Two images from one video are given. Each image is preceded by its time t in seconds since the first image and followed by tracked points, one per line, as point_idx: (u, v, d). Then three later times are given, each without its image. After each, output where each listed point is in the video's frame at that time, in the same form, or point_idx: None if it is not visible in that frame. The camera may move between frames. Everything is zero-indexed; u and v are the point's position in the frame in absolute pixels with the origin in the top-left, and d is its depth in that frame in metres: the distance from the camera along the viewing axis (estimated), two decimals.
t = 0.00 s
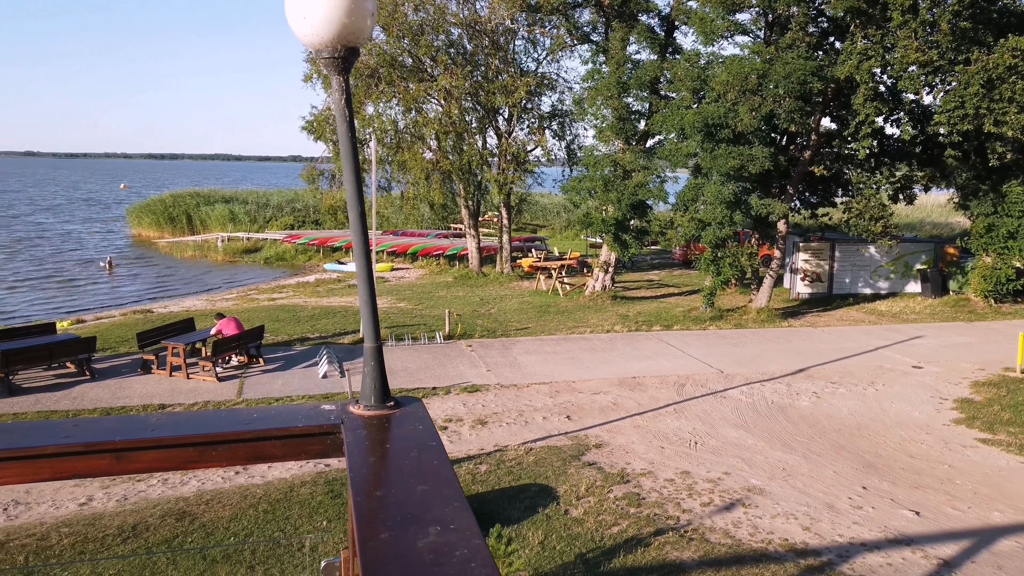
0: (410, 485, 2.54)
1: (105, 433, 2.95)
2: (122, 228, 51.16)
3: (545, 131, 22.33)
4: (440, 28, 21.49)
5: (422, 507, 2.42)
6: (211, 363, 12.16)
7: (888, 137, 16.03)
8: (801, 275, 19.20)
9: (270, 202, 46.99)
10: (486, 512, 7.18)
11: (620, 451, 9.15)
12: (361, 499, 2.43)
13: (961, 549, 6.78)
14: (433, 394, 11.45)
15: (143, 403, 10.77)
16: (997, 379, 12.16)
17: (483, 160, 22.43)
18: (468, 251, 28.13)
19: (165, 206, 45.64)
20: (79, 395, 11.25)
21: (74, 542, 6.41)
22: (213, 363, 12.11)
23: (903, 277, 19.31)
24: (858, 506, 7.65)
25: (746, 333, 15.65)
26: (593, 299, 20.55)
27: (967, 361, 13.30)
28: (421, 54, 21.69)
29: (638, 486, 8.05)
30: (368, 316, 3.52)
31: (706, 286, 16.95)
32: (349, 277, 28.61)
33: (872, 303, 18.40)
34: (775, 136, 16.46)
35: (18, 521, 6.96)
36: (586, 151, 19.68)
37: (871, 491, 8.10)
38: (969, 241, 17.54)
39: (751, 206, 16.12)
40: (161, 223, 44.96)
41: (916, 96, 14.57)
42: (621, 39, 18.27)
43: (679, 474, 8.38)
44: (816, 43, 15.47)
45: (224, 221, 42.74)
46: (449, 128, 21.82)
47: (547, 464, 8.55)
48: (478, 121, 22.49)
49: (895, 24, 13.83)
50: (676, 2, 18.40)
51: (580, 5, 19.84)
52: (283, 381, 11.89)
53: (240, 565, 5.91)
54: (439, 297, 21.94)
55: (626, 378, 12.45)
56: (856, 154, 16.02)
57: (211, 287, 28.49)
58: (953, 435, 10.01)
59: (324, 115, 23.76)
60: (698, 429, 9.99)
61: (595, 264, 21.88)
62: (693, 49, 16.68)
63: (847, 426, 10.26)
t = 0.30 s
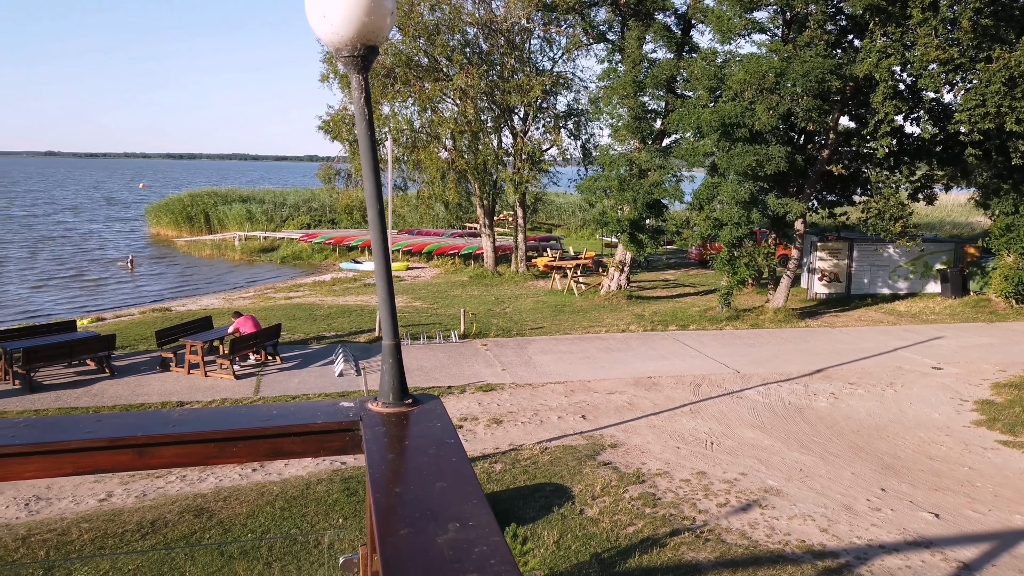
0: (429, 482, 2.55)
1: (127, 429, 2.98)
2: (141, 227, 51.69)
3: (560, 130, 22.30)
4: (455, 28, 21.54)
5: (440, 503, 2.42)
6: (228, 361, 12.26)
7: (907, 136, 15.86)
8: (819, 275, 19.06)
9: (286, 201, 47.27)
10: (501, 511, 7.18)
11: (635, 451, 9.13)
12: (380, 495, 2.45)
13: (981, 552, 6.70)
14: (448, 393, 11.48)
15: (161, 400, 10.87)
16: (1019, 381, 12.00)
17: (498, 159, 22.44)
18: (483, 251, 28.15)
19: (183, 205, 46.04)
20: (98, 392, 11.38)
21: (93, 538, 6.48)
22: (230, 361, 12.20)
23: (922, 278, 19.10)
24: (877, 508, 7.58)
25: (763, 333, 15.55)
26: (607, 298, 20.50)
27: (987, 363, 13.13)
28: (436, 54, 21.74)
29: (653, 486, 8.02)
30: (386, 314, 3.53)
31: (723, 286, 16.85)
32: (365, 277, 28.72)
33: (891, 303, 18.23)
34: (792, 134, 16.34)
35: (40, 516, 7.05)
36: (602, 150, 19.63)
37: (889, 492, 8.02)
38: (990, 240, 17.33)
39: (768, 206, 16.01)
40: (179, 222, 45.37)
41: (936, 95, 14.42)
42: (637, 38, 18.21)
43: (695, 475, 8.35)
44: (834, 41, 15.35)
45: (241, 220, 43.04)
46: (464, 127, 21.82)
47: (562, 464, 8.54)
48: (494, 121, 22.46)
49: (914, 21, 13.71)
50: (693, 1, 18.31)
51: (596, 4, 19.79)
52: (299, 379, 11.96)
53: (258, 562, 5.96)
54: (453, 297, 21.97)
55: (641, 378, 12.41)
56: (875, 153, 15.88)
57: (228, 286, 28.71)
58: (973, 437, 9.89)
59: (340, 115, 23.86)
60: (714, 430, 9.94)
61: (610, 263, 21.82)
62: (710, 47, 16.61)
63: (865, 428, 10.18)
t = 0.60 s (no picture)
0: (449, 479, 2.55)
1: (150, 424, 3.01)
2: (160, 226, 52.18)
3: (576, 128, 22.26)
4: (472, 26, 21.58)
5: (460, 501, 2.43)
6: (246, 358, 12.35)
7: (928, 133, 15.68)
8: (837, 274, 18.91)
9: (304, 199, 47.54)
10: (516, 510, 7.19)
11: (651, 450, 9.09)
12: (400, 492, 2.46)
13: (1003, 555, 6.62)
14: (463, 391, 11.50)
15: (180, 396, 10.98)
16: None
17: (514, 158, 22.44)
18: (499, 249, 28.14)
19: (202, 203, 46.45)
20: (119, 388, 11.51)
21: (113, 532, 6.55)
22: (248, 358, 12.29)
23: (944, 278, 18.85)
24: (896, 510, 7.51)
25: (781, 333, 15.44)
26: (624, 298, 20.42)
27: (1009, 364, 12.96)
28: (453, 53, 21.76)
29: (670, 486, 7.99)
30: (406, 312, 3.54)
31: (740, 285, 16.73)
32: (381, 275, 28.83)
33: (911, 303, 18.03)
34: (811, 133, 16.22)
35: (62, 511, 7.15)
36: (618, 149, 19.57)
37: (909, 494, 7.94)
38: (1012, 240, 17.09)
39: (786, 205, 15.87)
40: (198, 221, 45.76)
41: (958, 92, 14.24)
42: (655, 35, 18.12)
43: (712, 475, 8.30)
44: (854, 38, 15.20)
45: (258, 218, 43.32)
46: (480, 125, 21.79)
47: (578, 463, 8.53)
48: (510, 120, 22.40)
49: (936, 18, 13.54)
50: None
51: (613, 1, 19.71)
52: (316, 376, 12.02)
53: (275, 558, 6.00)
54: (469, 295, 21.99)
55: (658, 377, 12.36)
56: (895, 151, 15.72)
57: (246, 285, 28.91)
58: (995, 439, 9.77)
59: (357, 114, 23.93)
60: (731, 430, 9.89)
61: (627, 262, 21.75)
62: (728, 44, 16.51)
63: (884, 429, 10.08)
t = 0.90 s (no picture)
0: (468, 477, 2.56)
1: (172, 420, 3.04)
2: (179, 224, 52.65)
3: (593, 127, 22.20)
4: (488, 25, 21.61)
5: (479, 499, 2.43)
6: (263, 356, 12.44)
7: (949, 132, 15.49)
8: (856, 275, 18.75)
9: (321, 198, 47.78)
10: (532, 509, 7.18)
11: (668, 450, 9.06)
12: (419, 490, 2.46)
13: None
14: (479, 390, 11.51)
15: (199, 393, 11.08)
16: None
17: (530, 157, 22.43)
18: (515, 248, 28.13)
19: (220, 202, 46.84)
20: (138, 385, 11.63)
21: (133, 527, 6.62)
22: (265, 355, 12.38)
23: (964, 278, 18.65)
24: (915, 512, 7.43)
25: (799, 334, 15.32)
26: (640, 297, 20.34)
27: None
28: (470, 52, 21.78)
29: (686, 486, 7.96)
30: (425, 311, 3.55)
31: (757, 285, 16.61)
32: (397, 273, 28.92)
33: (931, 304, 17.84)
34: (830, 131, 16.08)
35: (82, 506, 7.23)
36: (635, 147, 19.51)
37: (929, 497, 7.85)
38: None
39: (805, 204, 15.74)
40: (216, 219, 46.14)
41: (981, 90, 14.04)
42: (672, 34, 18.04)
43: (728, 476, 8.26)
44: (874, 36, 15.06)
45: (276, 217, 43.57)
46: (497, 125, 21.79)
47: (593, 462, 8.52)
48: (526, 119, 22.36)
49: (958, 16, 13.36)
50: None
51: None
52: (332, 374, 12.09)
53: (292, 554, 6.04)
54: (485, 294, 21.99)
55: (674, 377, 12.31)
56: (916, 150, 15.55)
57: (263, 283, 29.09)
58: (1017, 442, 9.64)
59: (374, 113, 24.02)
60: (748, 430, 9.83)
61: (643, 262, 21.66)
62: (746, 43, 16.40)
63: (904, 430, 9.98)
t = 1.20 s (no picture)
0: (488, 477, 2.56)
1: (194, 418, 3.07)
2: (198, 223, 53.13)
3: (610, 127, 22.13)
4: (505, 24, 21.66)
5: (500, 499, 2.43)
6: (281, 354, 12.53)
7: (971, 132, 15.31)
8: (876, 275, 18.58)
9: (338, 197, 47.99)
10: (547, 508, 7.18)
11: (684, 451, 9.02)
12: (439, 489, 2.47)
13: None
14: (495, 390, 11.52)
15: (217, 391, 11.17)
16: None
17: (547, 156, 22.42)
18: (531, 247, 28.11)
19: (239, 201, 47.22)
20: (158, 382, 11.75)
21: (153, 523, 6.69)
22: (283, 353, 12.46)
23: (986, 280, 18.34)
24: (936, 516, 7.35)
25: (817, 335, 15.20)
26: (657, 297, 20.26)
27: None
28: (486, 51, 21.79)
29: (702, 487, 7.92)
30: (443, 310, 3.56)
31: (775, 285, 16.48)
32: (414, 272, 29.00)
33: (952, 305, 17.64)
34: (850, 131, 15.94)
35: (103, 501, 7.32)
36: (652, 147, 19.44)
37: (949, 500, 7.77)
38: None
39: (824, 203, 15.58)
40: (234, 218, 46.51)
41: (1004, 89, 13.86)
42: (690, 33, 17.95)
43: (746, 477, 8.21)
44: (895, 34, 14.91)
45: (293, 216, 43.83)
46: (513, 124, 21.80)
47: (609, 463, 8.50)
48: (543, 118, 22.33)
49: (980, 14, 13.20)
50: None
51: None
52: (349, 372, 12.15)
53: (309, 551, 6.07)
54: (501, 293, 21.99)
55: (691, 378, 12.26)
56: (937, 150, 15.39)
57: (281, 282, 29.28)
58: None
59: (391, 113, 24.11)
60: (765, 432, 9.77)
61: (660, 262, 21.57)
62: (765, 41, 16.28)
63: (925, 433, 9.88)
